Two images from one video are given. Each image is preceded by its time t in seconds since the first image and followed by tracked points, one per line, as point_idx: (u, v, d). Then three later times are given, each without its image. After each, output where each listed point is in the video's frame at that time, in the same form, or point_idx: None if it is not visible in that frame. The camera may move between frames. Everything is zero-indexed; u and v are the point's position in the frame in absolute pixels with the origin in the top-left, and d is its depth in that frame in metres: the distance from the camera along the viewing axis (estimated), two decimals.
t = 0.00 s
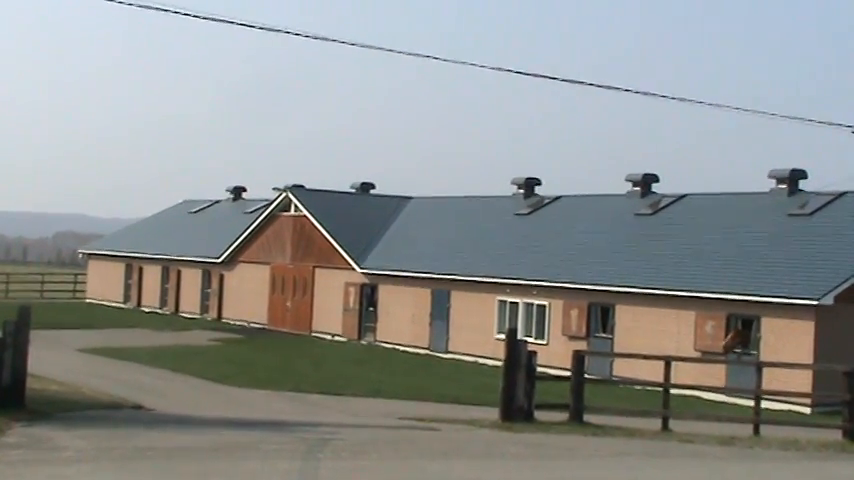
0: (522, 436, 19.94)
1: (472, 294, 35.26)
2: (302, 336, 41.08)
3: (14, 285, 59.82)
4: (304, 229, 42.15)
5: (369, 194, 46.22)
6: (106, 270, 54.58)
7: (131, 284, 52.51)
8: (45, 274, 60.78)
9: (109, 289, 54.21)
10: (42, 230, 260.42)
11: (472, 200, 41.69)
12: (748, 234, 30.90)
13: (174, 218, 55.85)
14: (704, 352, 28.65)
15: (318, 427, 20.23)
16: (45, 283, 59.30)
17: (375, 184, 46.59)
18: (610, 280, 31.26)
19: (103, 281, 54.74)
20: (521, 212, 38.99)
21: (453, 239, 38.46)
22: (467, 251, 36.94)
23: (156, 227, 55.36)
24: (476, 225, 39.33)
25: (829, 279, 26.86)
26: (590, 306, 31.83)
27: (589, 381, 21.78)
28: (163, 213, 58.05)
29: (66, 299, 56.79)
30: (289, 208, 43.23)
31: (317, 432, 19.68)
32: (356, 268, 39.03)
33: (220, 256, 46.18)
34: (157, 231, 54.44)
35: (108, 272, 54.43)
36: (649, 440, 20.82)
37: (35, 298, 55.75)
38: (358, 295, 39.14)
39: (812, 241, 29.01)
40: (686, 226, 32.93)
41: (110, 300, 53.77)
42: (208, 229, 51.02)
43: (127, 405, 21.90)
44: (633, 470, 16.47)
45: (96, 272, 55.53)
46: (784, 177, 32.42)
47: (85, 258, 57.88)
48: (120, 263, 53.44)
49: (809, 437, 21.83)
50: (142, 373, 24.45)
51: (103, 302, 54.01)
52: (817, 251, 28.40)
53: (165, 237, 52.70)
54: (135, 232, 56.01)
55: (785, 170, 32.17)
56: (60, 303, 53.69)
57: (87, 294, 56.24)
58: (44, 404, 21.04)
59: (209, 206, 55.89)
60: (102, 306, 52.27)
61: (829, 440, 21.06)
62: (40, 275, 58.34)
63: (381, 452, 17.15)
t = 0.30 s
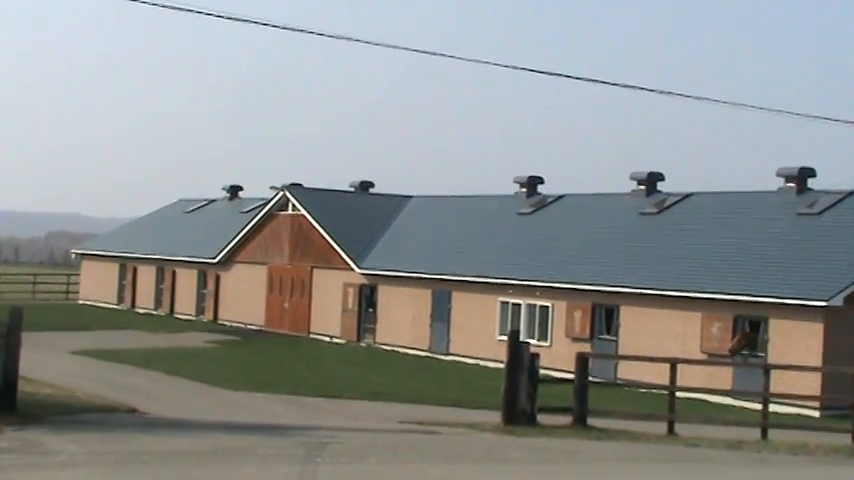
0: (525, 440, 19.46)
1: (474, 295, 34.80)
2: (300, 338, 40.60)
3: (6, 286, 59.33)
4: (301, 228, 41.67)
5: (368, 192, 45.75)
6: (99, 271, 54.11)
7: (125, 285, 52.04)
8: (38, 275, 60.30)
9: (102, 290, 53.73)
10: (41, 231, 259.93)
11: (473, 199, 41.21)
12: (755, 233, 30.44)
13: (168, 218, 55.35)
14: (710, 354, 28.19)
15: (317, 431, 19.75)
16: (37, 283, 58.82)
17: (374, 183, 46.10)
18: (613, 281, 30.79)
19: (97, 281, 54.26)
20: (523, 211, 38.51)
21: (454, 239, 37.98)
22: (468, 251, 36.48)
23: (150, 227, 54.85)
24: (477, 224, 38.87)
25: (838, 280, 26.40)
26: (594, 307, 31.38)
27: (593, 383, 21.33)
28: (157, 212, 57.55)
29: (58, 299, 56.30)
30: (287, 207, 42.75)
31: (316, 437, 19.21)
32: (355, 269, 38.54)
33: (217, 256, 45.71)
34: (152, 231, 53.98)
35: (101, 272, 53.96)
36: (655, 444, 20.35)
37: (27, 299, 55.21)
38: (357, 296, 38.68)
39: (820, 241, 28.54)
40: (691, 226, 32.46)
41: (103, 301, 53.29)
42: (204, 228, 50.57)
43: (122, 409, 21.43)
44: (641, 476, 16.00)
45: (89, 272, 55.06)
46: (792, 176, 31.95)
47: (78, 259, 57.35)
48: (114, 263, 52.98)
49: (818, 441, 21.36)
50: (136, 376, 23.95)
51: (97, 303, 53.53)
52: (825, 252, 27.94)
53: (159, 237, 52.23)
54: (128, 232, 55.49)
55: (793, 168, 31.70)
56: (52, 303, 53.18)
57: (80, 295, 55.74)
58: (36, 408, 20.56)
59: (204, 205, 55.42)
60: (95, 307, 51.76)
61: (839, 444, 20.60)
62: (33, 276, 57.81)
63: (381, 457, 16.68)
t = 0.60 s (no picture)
0: (528, 445, 19.03)
1: (477, 297, 34.36)
2: (300, 340, 40.18)
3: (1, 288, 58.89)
4: (301, 229, 41.23)
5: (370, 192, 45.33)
6: (95, 272, 53.71)
7: (121, 286, 51.61)
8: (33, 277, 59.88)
9: (98, 292, 53.32)
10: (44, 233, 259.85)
11: (476, 199, 40.77)
12: (764, 235, 29.98)
13: (165, 219, 54.96)
14: (719, 358, 27.73)
15: (315, 436, 19.31)
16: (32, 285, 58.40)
17: (376, 183, 45.67)
18: (619, 283, 30.34)
19: (93, 283, 53.85)
20: (527, 211, 38.04)
21: (457, 240, 37.54)
22: (471, 252, 36.03)
23: (146, 228, 54.46)
24: (481, 224, 38.42)
25: (850, 282, 25.94)
26: (600, 310, 30.92)
27: (599, 387, 20.90)
28: (153, 212, 57.14)
29: (53, 301, 55.89)
30: (286, 207, 42.32)
31: (314, 442, 18.77)
32: (356, 270, 38.10)
33: (215, 257, 45.30)
34: (148, 231, 53.57)
35: (97, 274, 53.55)
36: (661, 449, 19.91)
37: (22, 301, 54.79)
38: (358, 298, 38.25)
39: (830, 242, 28.08)
40: (698, 226, 32.00)
41: (99, 303, 52.89)
42: (202, 229, 50.17)
43: (118, 413, 21.01)
44: None
45: (85, 273, 54.66)
46: (803, 176, 31.48)
47: (74, 260, 56.96)
48: (110, 265, 52.57)
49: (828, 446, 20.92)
50: (132, 380, 23.51)
51: (93, 305, 53.14)
52: (836, 253, 27.48)
53: (156, 238, 51.83)
54: (124, 233, 55.09)
55: (804, 168, 31.23)
56: (47, 305, 52.78)
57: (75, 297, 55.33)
58: (30, 412, 20.14)
59: (202, 205, 55.03)
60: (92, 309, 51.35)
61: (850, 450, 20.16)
62: (28, 277, 57.41)
63: (382, 463, 16.24)
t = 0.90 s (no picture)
0: (537, 453, 18.39)
1: (482, 301, 33.73)
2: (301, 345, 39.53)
3: None
4: (302, 230, 40.60)
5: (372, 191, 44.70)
6: (90, 275, 53.07)
7: (116, 290, 50.97)
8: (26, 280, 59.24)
9: (92, 295, 52.68)
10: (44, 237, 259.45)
11: (481, 199, 40.11)
12: (779, 236, 29.32)
13: (161, 220, 54.35)
14: (732, 363, 27.07)
15: (316, 444, 18.67)
16: (26, 288, 57.75)
17: (378, 183, 45.02)
18: (629, 286, 29.71)
19: (87, 286, 53.21)
20: (535, 212, 37.32)
21: (463, 241, 36.89)
22: (476, 254, 35.39)
23: (142, 229, 53.85)
24: (487, 225, 37.77)
25: None
26: (610, 314, 30.24)
27: (610, 394, 20.25)
28: (149, 214, 56.52)
29: (47, 306, 55.24)
30: (286, 207, 41.69)
31: (315, 450, 18.13)
32: (358, 273, 37.45)
33: (213, 260, 44.69)
34: (144, 233, 52.96)
35: (92, 277, 52.92)
36: (675, 457, 19.26)
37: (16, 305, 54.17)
38: (360, 302, 37.60)
39: (847, 244, 27.44)
40: (710, 227, 31.34)
41: (94, 306, 52.25)
42: (199, 231, 49.56)
43: (112, 420, 20.38)
44: None
45: (79, 277, 54.02)
46: (820, 175, 30.83)
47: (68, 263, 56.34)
48: (105, 268, 51.95)
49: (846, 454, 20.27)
50: (129, 387, 22.87)
51: (87, 308, 52.50)
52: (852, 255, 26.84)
53: (152, 240, 51.21)
54: (119, 235, 54.48)
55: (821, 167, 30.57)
56: (41, 309, 52.13)
57: (69, 300, 54.68)
58: (22, 419, 19.51)
59: (199, 206, 54.43)
60: (86, 313, 50.71)
61: None
62: (21, 280, 56.75)
63: (386, 472, 15.61)
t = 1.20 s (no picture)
0: (547, 462, 17.74)
1: (490, 306, 33.09)
2: (302, 352, 38.87)
3: None
4: (302, 232, 39.94)
5: (375, 192, 44.02)
6: (84, 280, 52.38)
7: (111, 295, 50.28)
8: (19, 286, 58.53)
9: (86, 300, 51.98)
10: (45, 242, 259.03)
11: (487, 199, 39.43)
12: (795, 238, 28.66)
13: (157, 223, 53.65)
14: (749, 369, 26.57)
15: (317, 454, 18.00)
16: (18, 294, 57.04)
17: (382, 183, 44.36)
18: (640, 290, 29.06)
19: (81, 291, 52.52)
20: (544, 213, 36.55)
21: (470, 243, 36.23)
22: (482, 257, 34.74)
23: (137, 232, 53.14)
24: (493, 226, 37.08)
25: None
26: (621, 318, 29.62)
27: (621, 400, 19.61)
28: (145, 215, 55.81)
29: (40, 311, 54.54)
30: (286, 209, 41.02)
31: (317, 460, 17.47)
32: (360, 277, 36.78)
33: (210, 263, 44.04)
34: (139, 237, 52.28)
35: (86, 282, 52.23)
36: (690, 466, 18.61)
37: (9, 310, 53.43)
38: (363, 306, 36.95)
39: None
40: (724, 229, 30.66)
41: (88, 312, 51.56)
42: (195, 234, 48.90)
43: (108, 429, 19.72)
44: None
45: (73, 281, 53.32)
46: (838, 174, 30.13)
47: (61, 266, 55.61)
48: (100, 272, 51.26)
49: None
50: (125, 395, 22.21)
51: (81, 314, 51.80)
52: None
53: (147, 244, 50.53)
54: (114, 237, 53.78)
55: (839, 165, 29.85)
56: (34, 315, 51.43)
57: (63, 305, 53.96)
58: (13, 428, 18.87)
59: (195, 208, 53.77)
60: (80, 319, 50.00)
61: None
62: (13, 285, 56.04)
63: None
